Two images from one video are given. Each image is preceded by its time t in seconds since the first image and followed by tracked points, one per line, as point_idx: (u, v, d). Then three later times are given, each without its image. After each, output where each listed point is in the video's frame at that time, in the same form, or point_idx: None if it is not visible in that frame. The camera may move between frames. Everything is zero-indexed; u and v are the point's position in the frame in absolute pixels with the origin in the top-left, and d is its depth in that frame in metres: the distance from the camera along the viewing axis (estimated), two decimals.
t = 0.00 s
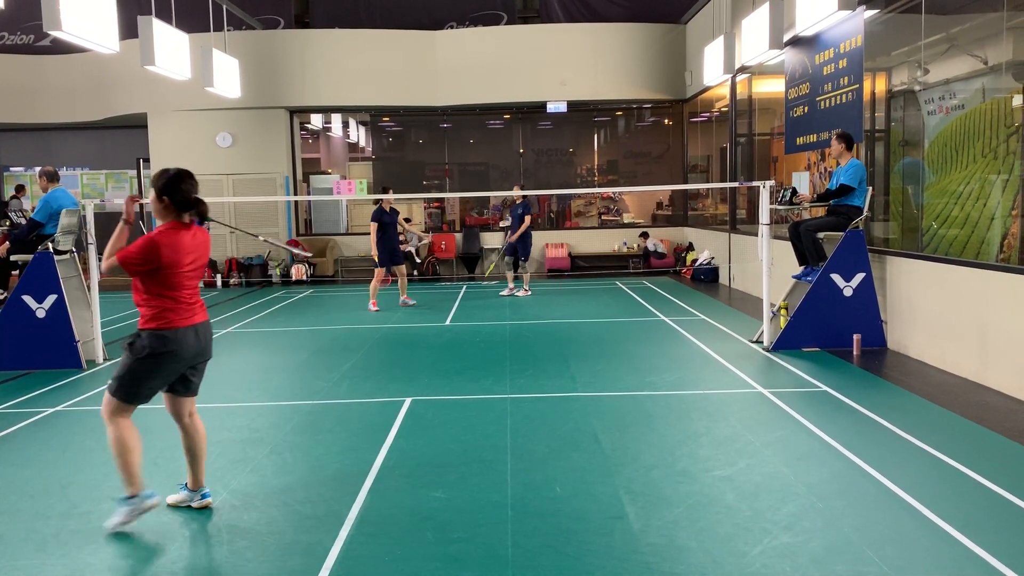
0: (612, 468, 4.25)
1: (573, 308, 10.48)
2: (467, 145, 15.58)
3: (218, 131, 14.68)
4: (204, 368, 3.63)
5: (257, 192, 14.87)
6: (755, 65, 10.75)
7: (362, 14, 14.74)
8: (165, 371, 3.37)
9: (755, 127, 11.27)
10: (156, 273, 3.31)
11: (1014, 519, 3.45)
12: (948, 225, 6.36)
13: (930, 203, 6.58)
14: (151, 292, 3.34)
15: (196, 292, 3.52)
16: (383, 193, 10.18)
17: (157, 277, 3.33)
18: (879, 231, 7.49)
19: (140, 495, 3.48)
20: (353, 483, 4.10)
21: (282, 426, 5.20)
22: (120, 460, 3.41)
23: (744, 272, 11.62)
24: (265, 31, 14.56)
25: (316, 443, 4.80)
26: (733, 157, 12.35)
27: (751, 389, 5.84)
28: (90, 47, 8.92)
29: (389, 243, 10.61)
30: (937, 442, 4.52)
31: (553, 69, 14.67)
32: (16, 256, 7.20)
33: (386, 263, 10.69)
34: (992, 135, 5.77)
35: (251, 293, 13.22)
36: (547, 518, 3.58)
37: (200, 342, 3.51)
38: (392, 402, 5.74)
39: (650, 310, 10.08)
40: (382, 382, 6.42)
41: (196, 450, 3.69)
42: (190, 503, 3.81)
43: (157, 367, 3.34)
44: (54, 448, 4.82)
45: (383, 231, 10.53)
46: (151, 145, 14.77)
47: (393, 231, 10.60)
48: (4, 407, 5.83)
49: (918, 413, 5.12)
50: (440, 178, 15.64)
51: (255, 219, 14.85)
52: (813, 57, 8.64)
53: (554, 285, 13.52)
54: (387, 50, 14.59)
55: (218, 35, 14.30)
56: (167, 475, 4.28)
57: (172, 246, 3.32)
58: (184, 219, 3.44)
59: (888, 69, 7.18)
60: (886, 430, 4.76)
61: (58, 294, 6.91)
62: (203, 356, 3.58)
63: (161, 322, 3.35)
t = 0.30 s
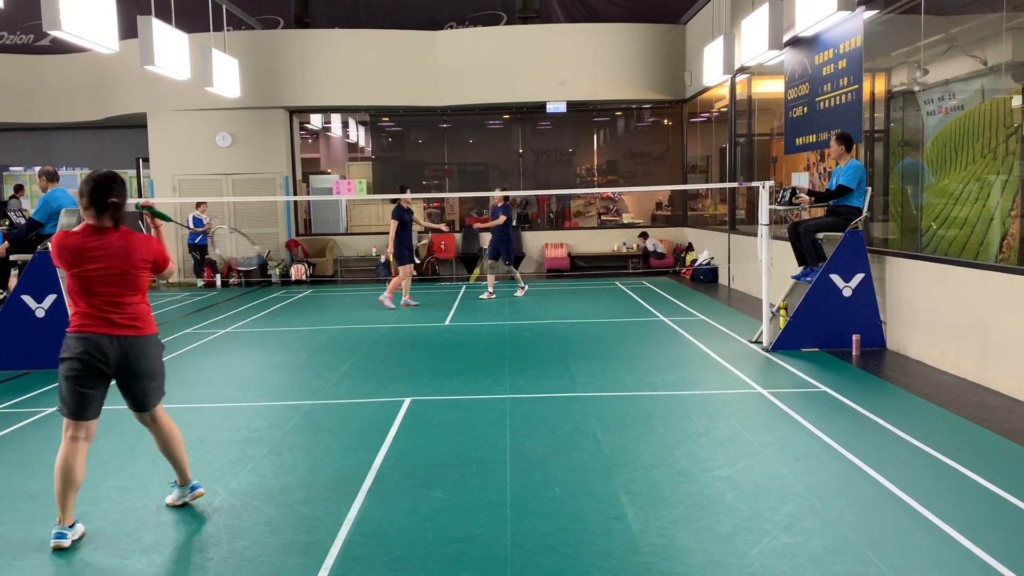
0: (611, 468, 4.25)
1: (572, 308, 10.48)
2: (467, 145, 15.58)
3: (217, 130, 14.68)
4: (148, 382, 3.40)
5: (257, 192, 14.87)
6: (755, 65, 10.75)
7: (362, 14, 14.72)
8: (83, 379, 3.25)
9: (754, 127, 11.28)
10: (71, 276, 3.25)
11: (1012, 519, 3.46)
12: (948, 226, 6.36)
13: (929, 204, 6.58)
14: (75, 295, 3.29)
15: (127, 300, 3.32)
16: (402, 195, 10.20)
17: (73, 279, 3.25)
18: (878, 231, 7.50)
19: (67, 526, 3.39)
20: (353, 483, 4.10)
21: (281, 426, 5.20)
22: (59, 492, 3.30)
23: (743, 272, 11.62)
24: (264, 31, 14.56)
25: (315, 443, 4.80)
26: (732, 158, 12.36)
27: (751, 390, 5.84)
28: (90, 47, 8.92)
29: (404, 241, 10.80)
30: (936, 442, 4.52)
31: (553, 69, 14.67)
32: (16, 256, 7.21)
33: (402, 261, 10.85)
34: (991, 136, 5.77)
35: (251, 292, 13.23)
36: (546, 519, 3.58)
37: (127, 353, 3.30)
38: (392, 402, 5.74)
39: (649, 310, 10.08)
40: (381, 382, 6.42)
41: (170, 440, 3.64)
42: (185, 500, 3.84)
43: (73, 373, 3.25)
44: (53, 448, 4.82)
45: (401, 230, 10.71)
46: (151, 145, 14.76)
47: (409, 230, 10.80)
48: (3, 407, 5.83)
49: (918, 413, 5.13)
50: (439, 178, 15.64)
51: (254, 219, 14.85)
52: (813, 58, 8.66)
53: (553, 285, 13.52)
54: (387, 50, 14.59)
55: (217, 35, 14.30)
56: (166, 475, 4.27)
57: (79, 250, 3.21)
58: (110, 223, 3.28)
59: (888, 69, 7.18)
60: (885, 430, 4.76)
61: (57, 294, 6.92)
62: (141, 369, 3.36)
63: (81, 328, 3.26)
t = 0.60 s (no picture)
0: (610, 468, 4.25)
1: (571, 309, 10.47)
2: (467, 145, 15.57)
3: (216, 130, 14.67)
4: (106, 388, 3.17)
5: (256, 191, 14.87)
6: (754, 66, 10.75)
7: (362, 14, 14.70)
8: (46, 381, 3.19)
9: (754, 128, 11.29)
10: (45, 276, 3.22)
11: (1011, 519, 3.46)
12: (947, 227, 6.37)
13: (929, 205, 6.58)
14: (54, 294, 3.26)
15: (73, 301, 3.12)
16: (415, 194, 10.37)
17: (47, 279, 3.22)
18: (877, 232, 7.51)
19: (65, 529, 3.37)
20: (352, 483, 4.10)
21: (280, 425, 5.20)
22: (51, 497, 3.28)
23: (742, 273, 11.63)
24: (264, 31, 14.54)
25: (314, 442, 4.80)
26: (732, 158, 12.36)
27: (749, 390, 5.85)
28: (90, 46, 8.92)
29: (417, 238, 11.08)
30: (934, 443, 4.53)
31: (552, 69, 14.67)
32: (14, 255, 7.19)
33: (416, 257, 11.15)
34: (990, 137, 5.77)
35: (250, 292, 13.21)
36: (545, 519, 3.58)
37: (71, 356, 3.11)
38: (391, 402, 5.74)
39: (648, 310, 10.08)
40: (380, 381, 6.42)
41: (133, 450, 3.31)
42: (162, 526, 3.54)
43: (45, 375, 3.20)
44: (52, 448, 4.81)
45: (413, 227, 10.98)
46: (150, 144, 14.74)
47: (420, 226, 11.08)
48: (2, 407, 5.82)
49: (916, 414, 5.13)
50: (439, 178, 15.63)
51: (253, 219, 14.85)
52: (812, 58, 8.67)
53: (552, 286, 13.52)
54: (386, 51, 14.58)
55: (217, 34, 14.30)
56: (164, 475, 4.27)
57: (34, 248, 3.16)
58: (58, 222, 3.15)
59: (887, 70, 7.19)
60: (884, 431, 4.77)
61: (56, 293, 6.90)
62: (91, 373, 3.13)
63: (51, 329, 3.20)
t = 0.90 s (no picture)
0: (609, 468, 4.25)
1: (571, 309, 10.46)
2: (466, 145, 15.57)
3: (216, 130, 14.68)
4: (95, 397, 3.01)
5: (256, 191, 14.87)
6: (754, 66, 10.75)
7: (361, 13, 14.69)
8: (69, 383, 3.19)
9: (753, 128, 11.30)
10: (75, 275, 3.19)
11: (1010, 520, 3.46)
12: (946, 227, 6.37)
13: (928, 205, 6.58)
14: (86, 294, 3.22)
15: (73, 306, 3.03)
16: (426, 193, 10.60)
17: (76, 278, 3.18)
18: (876, 232, 7.52)
19: (65, 527, 3.37)
20: (351, 483, 4.10)
21: (280, 425, 5.20)
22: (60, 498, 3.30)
23: (741, 274, 11.63)
24: (264, 30, 14.53)
25: (313, 442, 4.80)
26: (731, 158, 12.37)
27: (749, 390, 5.85)
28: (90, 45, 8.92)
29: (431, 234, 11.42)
30: (933, 443, 4.53)
31: (552, 69, 14.68)
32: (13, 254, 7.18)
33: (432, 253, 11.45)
34: (990, 138, 5.77)
35: (249, 292, 13.20)
36: (544, 519, 3.58)
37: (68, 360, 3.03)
38: (390, 402, 5.73)
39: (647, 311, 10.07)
40: (379, 381, 6.42)
41: (124, 467, 3.06)
42: (147, 557, 3.20)
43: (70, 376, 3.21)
44: (50, 447, 4.81)
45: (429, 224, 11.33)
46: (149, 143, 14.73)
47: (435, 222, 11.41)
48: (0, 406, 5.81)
49: (915, 414, 5.13)
50: (438, 178, 15.62)
51: (253, 218, 14.85)
52: (811, 59, 8.68)
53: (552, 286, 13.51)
54: (386, 51, 14.59)
55: (217, 34, 14.30)
56: (163, 475, 4.26)
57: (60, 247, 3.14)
58: (68, 225, 3.04)
59: (886, 71, 7.20)
60: (883, 431, 4.77)
61: (55, 293, 6.89)
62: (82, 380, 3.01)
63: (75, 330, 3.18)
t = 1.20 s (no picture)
0: (609, 469, 4.25)
1: (570, 309, 10.46)
2: (466, 145, 15.58)
3: (216, 130, 14.68)
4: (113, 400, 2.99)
5: (256, 191, 14.87)
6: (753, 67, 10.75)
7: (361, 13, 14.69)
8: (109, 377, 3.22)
9: (753, 128, 11.30)
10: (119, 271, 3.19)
11: (1009, 520, 3.46)
12: (946, 228, 6.37)
13: (928, 205, 6.58)
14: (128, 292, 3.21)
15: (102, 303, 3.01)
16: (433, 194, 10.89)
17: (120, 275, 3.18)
18: (875, 232, 7.52)
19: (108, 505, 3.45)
20: (351, 483, 4.10)
21: (280, 425, 5.20)
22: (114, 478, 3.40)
23: (740, 274, 11.63)
24: (264, 30, 14.53)
25: (313, 442, 4.80)
26: (731, 158, 12.38)
27: (748, 390, 5.85)
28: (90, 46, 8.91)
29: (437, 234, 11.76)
30: (933, 444, 4.53)
31: (552, 69, 14.67)
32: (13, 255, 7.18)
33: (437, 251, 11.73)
34: (990, 138, 5.77)
35: (249, 292, 13.20)
36: (544, 519, 3.58)
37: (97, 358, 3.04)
38: (390, 402, 5.73)
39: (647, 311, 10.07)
40: (379, 381, 6.43)
41: (133, 475, 3.02)
42: (146, 558, 3.19)
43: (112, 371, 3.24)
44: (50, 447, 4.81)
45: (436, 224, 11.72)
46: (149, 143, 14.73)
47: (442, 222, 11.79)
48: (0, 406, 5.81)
49: (914, 414, 5.14)
50: (438, 178, 15.62)
51: (252, 218, 14.85)
52: (811, 60, 8.69)
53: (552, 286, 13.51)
54: (386, 51, 14.59)
55: (217, 34, 14.31)
56: (163, 475, 4.26)
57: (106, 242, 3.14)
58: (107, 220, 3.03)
59: (885, 71, 7.21)
60: (882, 431, 4.78)
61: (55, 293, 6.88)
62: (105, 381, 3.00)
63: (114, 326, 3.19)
